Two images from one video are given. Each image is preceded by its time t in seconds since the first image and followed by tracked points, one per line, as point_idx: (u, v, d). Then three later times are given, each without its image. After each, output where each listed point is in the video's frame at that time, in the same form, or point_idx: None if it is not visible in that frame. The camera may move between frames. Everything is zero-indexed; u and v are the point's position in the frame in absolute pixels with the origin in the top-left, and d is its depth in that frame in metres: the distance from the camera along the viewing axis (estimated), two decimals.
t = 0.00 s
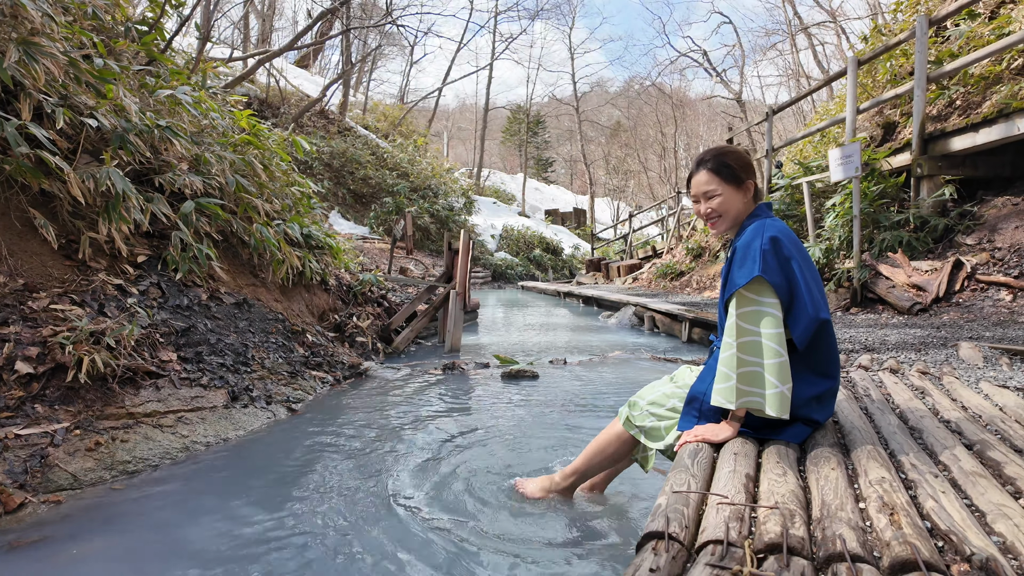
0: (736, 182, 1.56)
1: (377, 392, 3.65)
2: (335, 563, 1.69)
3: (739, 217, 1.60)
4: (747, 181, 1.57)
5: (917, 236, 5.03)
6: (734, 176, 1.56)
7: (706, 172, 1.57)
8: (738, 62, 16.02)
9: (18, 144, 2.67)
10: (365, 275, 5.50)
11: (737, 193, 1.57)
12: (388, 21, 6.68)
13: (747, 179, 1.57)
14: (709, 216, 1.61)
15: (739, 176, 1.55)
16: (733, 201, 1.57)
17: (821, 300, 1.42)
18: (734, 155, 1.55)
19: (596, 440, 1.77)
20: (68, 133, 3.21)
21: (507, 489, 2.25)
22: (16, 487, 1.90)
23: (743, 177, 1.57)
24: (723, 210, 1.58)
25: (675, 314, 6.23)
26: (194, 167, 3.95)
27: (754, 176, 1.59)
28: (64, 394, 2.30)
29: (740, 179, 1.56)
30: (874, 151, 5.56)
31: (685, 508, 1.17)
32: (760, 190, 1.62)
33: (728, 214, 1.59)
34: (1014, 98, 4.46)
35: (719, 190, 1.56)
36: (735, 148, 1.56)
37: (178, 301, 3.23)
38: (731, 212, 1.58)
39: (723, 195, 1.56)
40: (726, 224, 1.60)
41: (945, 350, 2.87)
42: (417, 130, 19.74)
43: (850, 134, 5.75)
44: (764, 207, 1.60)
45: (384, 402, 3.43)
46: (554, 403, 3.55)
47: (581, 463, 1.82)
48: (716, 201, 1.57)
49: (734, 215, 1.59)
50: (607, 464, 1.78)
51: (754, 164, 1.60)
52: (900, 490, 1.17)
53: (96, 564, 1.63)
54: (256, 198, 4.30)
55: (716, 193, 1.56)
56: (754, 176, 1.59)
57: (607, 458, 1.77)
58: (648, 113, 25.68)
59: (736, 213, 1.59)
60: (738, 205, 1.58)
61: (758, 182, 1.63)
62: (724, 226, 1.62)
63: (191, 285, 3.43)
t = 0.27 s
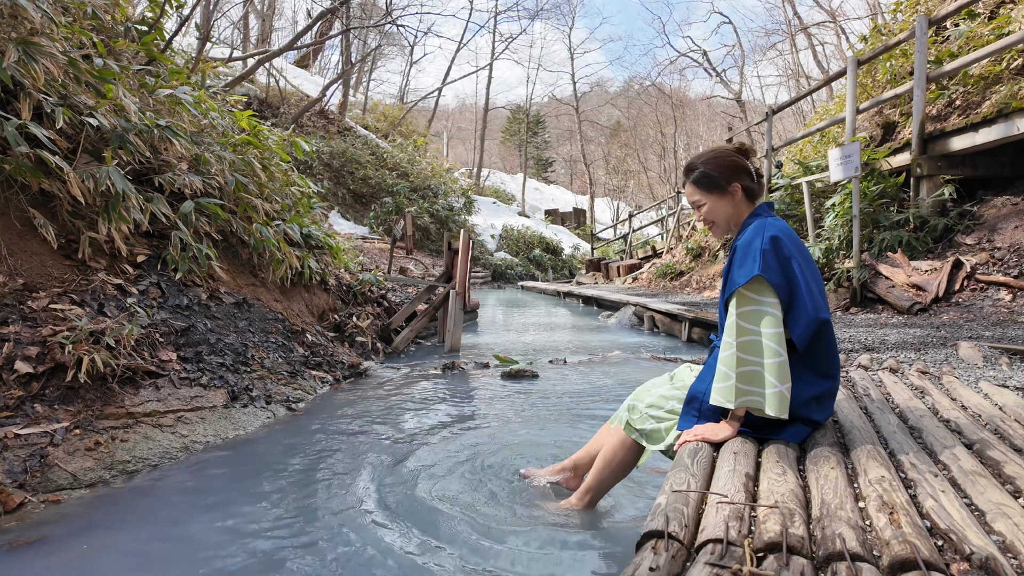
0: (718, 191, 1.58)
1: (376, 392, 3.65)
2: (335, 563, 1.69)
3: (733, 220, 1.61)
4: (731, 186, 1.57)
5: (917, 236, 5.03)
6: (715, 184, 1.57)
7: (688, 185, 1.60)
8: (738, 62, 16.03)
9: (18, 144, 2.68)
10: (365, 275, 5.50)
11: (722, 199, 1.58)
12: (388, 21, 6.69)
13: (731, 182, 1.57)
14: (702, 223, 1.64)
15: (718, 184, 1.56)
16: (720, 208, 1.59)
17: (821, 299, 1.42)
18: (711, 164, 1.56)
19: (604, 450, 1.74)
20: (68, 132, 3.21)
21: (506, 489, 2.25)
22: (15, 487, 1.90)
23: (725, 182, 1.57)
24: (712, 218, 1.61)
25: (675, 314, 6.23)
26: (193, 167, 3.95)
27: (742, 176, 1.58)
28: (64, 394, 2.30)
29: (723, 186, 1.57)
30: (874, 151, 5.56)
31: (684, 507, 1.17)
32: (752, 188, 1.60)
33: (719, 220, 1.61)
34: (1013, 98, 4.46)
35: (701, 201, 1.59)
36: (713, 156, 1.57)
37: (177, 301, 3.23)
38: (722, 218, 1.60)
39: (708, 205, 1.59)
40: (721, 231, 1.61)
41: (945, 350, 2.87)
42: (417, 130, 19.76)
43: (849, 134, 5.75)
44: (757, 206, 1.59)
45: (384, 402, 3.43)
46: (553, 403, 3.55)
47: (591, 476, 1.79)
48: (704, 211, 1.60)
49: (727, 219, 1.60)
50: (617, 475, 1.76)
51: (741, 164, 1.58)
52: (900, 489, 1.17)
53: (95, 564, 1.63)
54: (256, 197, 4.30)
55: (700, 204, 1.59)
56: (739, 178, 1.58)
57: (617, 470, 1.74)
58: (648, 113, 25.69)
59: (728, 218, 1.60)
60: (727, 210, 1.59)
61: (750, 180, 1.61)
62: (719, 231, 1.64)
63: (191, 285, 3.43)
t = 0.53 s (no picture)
0: (706, 196, 1.59)
1: (376, 391, 3.65)
2: (333, 563, 1.69)
3: (730, 221, 1.61)
4: (719, 188, 1.58)
5: (916, 236, 5.03)
6: (702, 190, 1.59)
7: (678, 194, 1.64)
8: (738, 62, 16.02)
9: (17, 143, 2.67)
10: (364, 275, 5.50)
11: (712, 203, 1.60)
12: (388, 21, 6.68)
13: (720, 185, 1.58)
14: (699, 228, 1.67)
15: (704, 190, 1.58)
16: (710, 212, 1.61)
17: (821, 299, 1.42)
18: (696, 172, 1.58)
19: (597, 440, 1.75)
20: (67, 132, 3.20)
21: (505, 488, 2.25)
22: (14, 486, 1.90)
23: (712, 186, 1.58)
24: (706, 223, 1.63)
25: (675, 314, 6.23)
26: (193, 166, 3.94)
27: (732, 178, 1.58)
28: (63, 394, 2.30)
29: (711, 190, 1.58)
30: (874, 151, 5.56)
31: (684, 506, 1.16)
32: (743, 188, 1.59)
33: (713, 224, 1.62)
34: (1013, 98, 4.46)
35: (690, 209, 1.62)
36: (698, 162, 1.59)
37: (177, 300, 3.22)
38: (716, 221, 1.62)
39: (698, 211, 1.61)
40: (720, 233, 1.63)
41: (945, 350, 2.87)
42: (416, 130, 19.74)
43: (849, 133, 5.75)
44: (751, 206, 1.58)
45: (384, 401, 3.43)
46: (553, 403, 3.55)
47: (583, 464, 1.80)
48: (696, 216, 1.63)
49: (722, 221, 1.61)
50: (610, 463, 1.77)
51: (730, 165, 1.58)
52: (900, 488, 1.17)
53: (92, 564, 1.62)
54: (255, 197, 4.29)
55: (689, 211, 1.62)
56: (728, 179, 1.58)
57: (611, 457, 1.76)
58: (648, 113, 25.68)
59: (722, 220, 1.61)
60: (718, 213, 1.60)
61: (742, 179, 1.59)
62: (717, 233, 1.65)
63: (190, 285, 3.43)
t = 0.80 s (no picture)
0: (701, 197, 1.59)
1: (375, 391, 3.65)
2: (332, 563, 1.69)
3: (726, 223, 1.61)
4: (714, 189, 1.58)
5: (915, 236, 5.04)
6: (697, 192, 1.59)
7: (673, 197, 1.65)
8: (737, 63, 16.04)
9: (16, 144, 2.68)
10: (364, 275, 5.50)
11: (708, 205, 1.60)
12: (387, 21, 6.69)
13: (715, 187, 1.58)
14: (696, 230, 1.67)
15: (700, 191, 1.58)
16: (706, 214, 1.61)
17: (817, 299, 1.42)
18: (690, 174, 1.59)
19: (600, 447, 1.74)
20: (66, 132, 3.20)
21: (504, 488, 2.25)
22: (13, 486, 1.90)
23: (707, 187, 1.58)
24: (702, 225, 1.63)
25: (674, 314, 6.23)
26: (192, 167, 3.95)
27: (728, 180, 1.59)
28: (62, 394, 2.30)
29: (706, 191, 1.59)
30: (873, 151, 5.57)
31: (682, 506, 1.17)
32: (739, 189, 1.59)
33: (709, 226, 1.62)
34: (1012, 98, 4.46)
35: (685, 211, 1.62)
36: (693, 164, 1.60)
37: (176, 300, 3.22)
38: (712, 223, 1.61)
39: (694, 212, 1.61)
40: (716, 235, 1.62)
41: (943, 350, 2.87)
42: (416, 130, 19.75)
43: (849, 133, 5.76)
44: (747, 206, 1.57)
45: (383, 402, 3.43)
46: (552, 403, 3.55)
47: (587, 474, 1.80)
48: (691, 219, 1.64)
49: (719, 223, 1.61)
50: (613, 472, 1.76)
51: (725, 167, 1.59)
52: (897, 488, 1.17)
53: (91, 564, 1.62)
54: (255, 197, 4.29)
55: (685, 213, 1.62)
56: (723, 180, 1.58)
57: (612, 467, 1.75)
58: (647, 113, 25.70)
59: (719, 221, 1.61)
60: (714, 214, 1.60)
61: (738, 181, 1.60)
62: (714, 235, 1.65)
63: (189, 285, 3.43)
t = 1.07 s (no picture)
0: (705, 196, 1.59)
1: (375, 392, 3.65)
2: (332, 563, 1.69)
3: (726, 224, 1.62)
4: (718, 188, 1.59)
5: (915, 236, 5.04)
6: (702, 190, 1.59)
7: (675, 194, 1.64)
8: (737, 63, 16.05)
9: (16, 145, 2.68)
10: (364, 275, 5.50)
11: (711, 203, 1.60)
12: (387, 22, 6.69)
13: (719, 186, 1.59)
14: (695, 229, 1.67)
15: (704, 189, 1.58)
16: (709, 212, 1.61)
17: (817, 300, 1.42)
18: (696, 170, 1.59)
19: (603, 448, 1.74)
20: (67, 133, 3.21)
21: (504, 489, 2.26)
22: (14, 487, 1.90)
23: (711, 185, 1.58)
24: (703, 223, 1.63)
25: (674, 314, 6.23)
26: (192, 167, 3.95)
27: (731, 180, 1.59)
28: (62, 394, 2.30)
29: (710, 190, 1.59)
30: (873, 151, 5.57)
31: (680, 507, 1.17)
32: (741, 190, 1.60)
33: (710, 224, 1.62)
34: (1012, 98, 4.46)
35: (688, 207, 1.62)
36: (699, 161, 1.60)
37: (176, 301, 3.23)
38: (713, 222, 1.62)
39: (696, 210, 1.61)
40: (715, 234, 1.63)
41: (942, 350, 2.88)
42: (416, 130, 19.76)
43: (848, 134, 5.76)
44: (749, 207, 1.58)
45: (383, 402, 3.43)
46: (552, 403, 3.56)
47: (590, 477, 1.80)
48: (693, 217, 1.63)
49: (718, 223, 1.62)
50: (617, 474, 1.77)
51: (729, 168, 1.60)
52: (895, 489, 1.17)
53: (91, 564, 1.63)
54: (255, 197, 4.30)
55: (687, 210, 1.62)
56: (727, 180, 1.59)
57: (615, 468, 1.75)
58: (647, 113, 25.71)
59: (720, 221, 1.61)
60: (716, 213, 1.60)
61: (741, 183, 1.61)
62: (713, 235, 1.65)
63: (189, 285, 3.44)
